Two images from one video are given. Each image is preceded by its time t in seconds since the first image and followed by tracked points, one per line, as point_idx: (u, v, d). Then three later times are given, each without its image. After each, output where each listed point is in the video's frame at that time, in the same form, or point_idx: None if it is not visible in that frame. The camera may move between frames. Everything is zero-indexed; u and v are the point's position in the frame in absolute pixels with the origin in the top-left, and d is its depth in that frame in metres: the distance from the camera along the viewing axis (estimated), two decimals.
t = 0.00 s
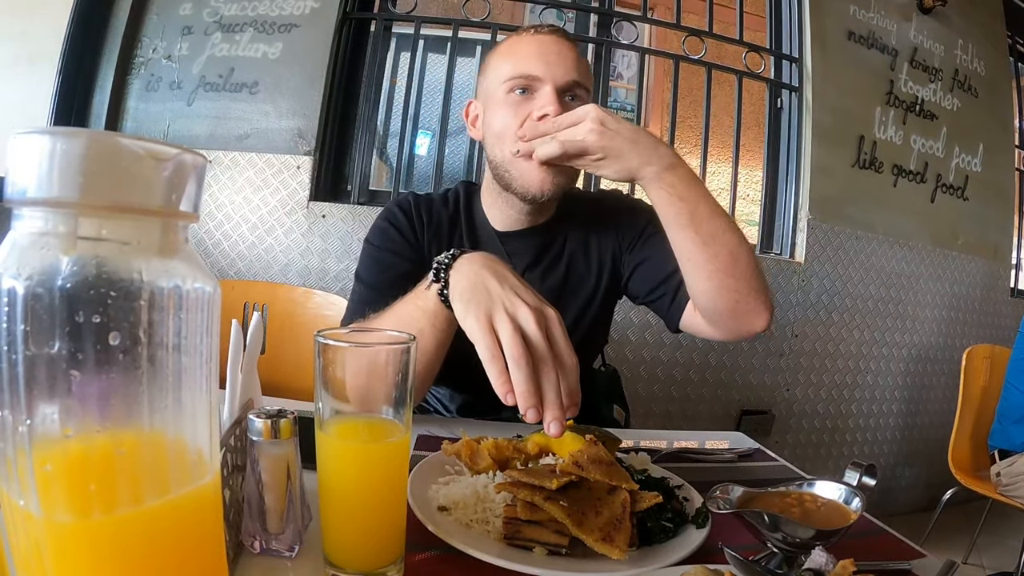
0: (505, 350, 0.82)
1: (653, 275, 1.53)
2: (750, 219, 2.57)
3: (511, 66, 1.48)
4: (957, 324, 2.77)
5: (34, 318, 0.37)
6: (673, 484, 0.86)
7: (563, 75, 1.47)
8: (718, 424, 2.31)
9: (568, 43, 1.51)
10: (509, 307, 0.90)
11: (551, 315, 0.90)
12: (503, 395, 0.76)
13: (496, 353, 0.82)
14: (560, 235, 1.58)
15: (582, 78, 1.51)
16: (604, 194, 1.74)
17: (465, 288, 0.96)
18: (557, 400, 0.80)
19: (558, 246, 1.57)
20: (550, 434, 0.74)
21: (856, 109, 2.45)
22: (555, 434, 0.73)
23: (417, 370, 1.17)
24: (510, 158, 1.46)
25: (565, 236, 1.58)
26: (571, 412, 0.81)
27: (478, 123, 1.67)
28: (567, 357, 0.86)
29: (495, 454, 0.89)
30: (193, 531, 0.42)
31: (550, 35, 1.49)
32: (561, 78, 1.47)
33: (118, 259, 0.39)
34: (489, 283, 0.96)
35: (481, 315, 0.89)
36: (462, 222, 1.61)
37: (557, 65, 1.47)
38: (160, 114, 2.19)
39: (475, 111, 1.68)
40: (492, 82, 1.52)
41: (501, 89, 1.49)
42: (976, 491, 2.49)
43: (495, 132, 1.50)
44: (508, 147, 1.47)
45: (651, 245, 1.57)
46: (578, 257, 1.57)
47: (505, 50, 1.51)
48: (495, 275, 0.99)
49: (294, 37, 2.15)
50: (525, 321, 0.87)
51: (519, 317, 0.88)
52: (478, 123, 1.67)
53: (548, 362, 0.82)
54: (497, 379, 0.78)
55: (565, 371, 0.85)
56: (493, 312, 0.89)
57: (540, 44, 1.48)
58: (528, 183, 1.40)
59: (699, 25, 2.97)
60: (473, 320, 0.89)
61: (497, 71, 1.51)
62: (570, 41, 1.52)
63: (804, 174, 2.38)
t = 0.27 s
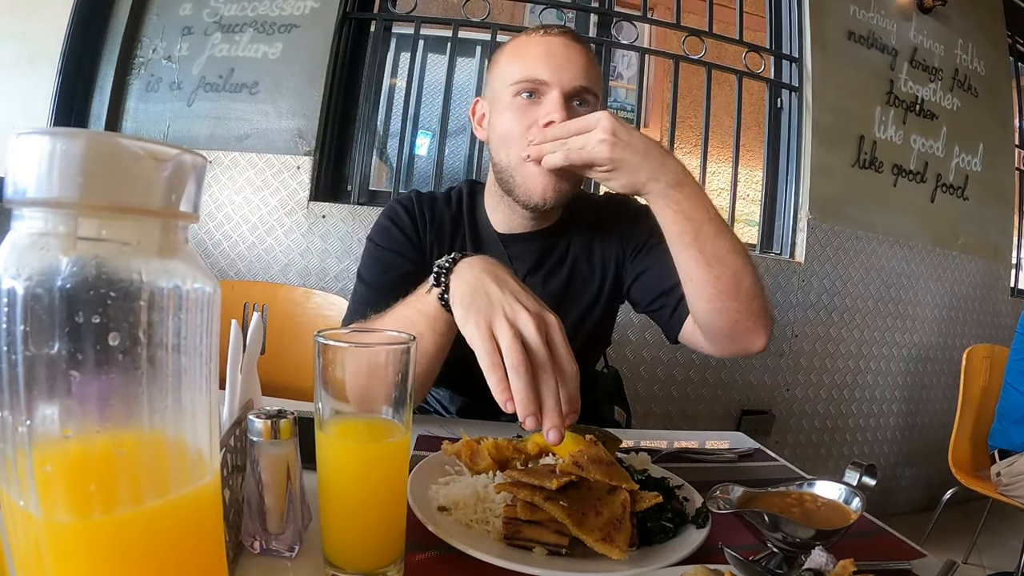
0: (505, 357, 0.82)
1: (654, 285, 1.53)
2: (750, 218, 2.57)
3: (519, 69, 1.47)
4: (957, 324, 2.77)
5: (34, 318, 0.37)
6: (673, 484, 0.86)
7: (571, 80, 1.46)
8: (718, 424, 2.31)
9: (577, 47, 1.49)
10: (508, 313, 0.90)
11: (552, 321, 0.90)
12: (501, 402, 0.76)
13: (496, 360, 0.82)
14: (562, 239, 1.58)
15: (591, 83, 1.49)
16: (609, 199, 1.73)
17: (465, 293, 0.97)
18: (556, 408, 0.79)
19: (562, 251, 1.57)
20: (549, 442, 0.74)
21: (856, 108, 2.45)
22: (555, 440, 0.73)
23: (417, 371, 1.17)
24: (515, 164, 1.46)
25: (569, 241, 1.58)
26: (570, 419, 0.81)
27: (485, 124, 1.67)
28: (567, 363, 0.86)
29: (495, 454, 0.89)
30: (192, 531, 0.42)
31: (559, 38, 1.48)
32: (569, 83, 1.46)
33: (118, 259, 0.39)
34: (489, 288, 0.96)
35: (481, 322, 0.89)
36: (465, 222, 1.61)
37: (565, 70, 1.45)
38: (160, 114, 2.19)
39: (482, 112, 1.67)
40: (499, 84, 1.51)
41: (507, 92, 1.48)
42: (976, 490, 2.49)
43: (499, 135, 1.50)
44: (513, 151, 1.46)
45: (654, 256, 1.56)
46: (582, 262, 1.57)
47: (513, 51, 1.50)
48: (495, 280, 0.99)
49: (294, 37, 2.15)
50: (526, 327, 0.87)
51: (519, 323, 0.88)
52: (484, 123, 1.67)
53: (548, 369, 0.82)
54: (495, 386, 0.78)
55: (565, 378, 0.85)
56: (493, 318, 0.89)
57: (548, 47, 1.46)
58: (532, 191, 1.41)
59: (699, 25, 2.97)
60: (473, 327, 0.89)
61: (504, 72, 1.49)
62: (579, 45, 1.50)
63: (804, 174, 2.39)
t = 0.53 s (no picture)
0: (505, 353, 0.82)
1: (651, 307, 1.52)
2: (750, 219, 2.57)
3: (527, 76, 1.45)
4: (957, 324, 2.77)
5: (34, 318, 0.37)
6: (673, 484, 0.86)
7: (578, 91, 1.44)
8: (718, 424, 2.31)
9: (586, 55, 1.46)
10: (508, 308, 0.90)
11: (552, 313, 0.90)
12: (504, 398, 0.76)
13: (497, 357, 0.82)
14: (569, 246, 1.58)
15: (599, 93, 1.46)
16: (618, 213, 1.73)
17: (463, 291, 0.96)
18: (560, 401, 0.79)
19: (568, 258, 1.57)
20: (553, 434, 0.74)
21: (856, 108, 2.45)
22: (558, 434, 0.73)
23: (416, 371, 1.17)
24: (518, 174, 1.47)
25: (575, 248, 1.59)
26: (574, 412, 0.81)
27: (491, 127, 1.67)
28: (569, 356, 0.86)
29: (495, 454, 0.89)
30: (192, 531, 0.42)
31: (568, 45, 1.46)
32: (576, 94, 1.44)
33: (118, 259, 0.38)
34: (487, 285, 0.96)
35: (481, 319, 0.89)
36: (471, 221, 1.62)
37: (573, 80, 1.43)
38: (160, 114, 2.19)
39: (489, 113, 1.67)
40: (506, 89, 1.50)
41: (514, 100, 1.47)
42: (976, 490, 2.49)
43: (505, 142, 1.50)
44: (518, 159, 1.47)
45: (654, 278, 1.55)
46: (586, 271, 1.57)
47: (520, 57, 1.48)
48: (493, 276, 0.98)
49: (294, 37, 2.15)
50: (526, 321, 0.87)
51: (519, 318, 0.88)
52: (491, 126, 1.67)
53: (550, 362, 0.82)
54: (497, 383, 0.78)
55: (568, 371, 0.85)
56: (492, 314, 0.89)
57: (556, 56, 1.44)
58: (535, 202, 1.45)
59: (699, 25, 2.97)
60: (473, 324, 0.89)
61: (512, 78, 1.48)
62: (589, 53, 1.47)
63: (803, 175, 2.39)
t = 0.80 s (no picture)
0: (505, 346, 0.82)
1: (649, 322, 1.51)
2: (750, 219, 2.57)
3: (531, 80, 1.45)
4: (957, 323, 2.77)
5: (34, 318, 0.37)
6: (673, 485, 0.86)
7: (582, 94, 1.44)
8: (718, 424, 2.31)
9: (590, 56, 1.45)
10: (506, 302, 0.90)
11: (550, 305, 0.90)
12: (505, 390, 0.75)
13: (496, 350, 0.82)
14: (575, 250, 1.59)
15: (604, 95, 1.46)
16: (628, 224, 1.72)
17: (460, 287, 0.96)
18: (562, 392, 0.79)
19: (574, 263, 1.58)
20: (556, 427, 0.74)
21: (856, 108, 2.45)
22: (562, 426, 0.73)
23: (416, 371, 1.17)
24: (525, 179, 1.48)
25: (581, 253, 1.59)
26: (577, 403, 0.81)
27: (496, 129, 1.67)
28: (568, 347, 0.86)
29: (495, 455, 0.88)
30: (192, 531, 0.42)
31: (572, 47, 1.45)
32: (581, 96, 1.44)
33: (118, 258, 0.39)
34: (483, 280, 0.95)
35: (479, 313, 0.88)
36: (476, 221, 1.62)
37: (577, 83, 1.43)
38: (160, 114, 2.19)
39: (494, 116, 1.68)
40: (510, 92, 1.50)
41: (518, 105, 1.47)
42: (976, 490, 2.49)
43: (510, 147, 1.50)
44: (523, 164, 1.47)
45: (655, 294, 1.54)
46: (590, 278, 1.57)
47: (524, 61, 1.47)
48: (489, 272, 0.98)
49: (293, 37, 2.15)
50: (524, 314, 0.87)
51: (518, 311, 0.88)
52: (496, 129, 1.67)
53: (551, 353, 0.82)
54: (498, 375, 0.78)
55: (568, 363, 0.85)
56: (490, 309, 0.89)
57: (560, 59, 1.44)
58: (543, 207, 1.47)
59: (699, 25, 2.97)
60: (471, 319, 0.88)
61: (516, 81, 1.48)
62: (593, 54, 1.46)
63: (803, 175, 2.39)
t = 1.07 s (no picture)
0: (508, 351, 0.82)
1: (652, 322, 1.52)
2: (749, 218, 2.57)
3: (537, 82, 1.45)
4: (957, 323, 2.77)
5: (33, 318, 0.37)
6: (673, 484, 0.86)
7: (589, 96, 1.44)
8: (718, 424, 2.31)
9: (595, 59, 1.46)
10: (509, 306, 0.90)
11: (553, 309, 0.90)
12: (508, 395, 0.75)
13: (499, 355, 0.82)
14: (579, 252, 1.60)
15: (609, 97, 1.46)
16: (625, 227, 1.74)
17: (462, 291, 0.96)
18: (564, 397, 0.79)
19: (577, 265, 1.58)
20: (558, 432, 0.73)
21: (855, 108, 2.45)
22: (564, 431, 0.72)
23: (416, 370, 1.17)
24: (532, 180, 1.47)
25: (584, 255, 1.60)
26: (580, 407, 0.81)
27: (499, 131, 1.67)
28: (572, 352, 0.86)
29: (494, 454, 0.88)
30: (191, 532, 0.42)
31: (578, 51, 1.45)
32: (587, 99, 1.44)
33: (117, 258, 0.39)
34: (486, 284, 0.95)
35: (482, 318, 0.88)
36: (480, 222, 1.62)
37: (584, 86, 1.43)
38: (159, 114, 2.18)
39: (497, 118, 1.67)
40: (516, 95, 1.49)
41: (524, 107, 1.47)
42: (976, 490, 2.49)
43: (516, 149, 1.50)
44: (529, 165, 1.47)
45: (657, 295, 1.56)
46: (594, 279, 1.58)
47: (530, 63, 1.47)
48: (492, 275, 0.98)
49: (293, 36, 2.15)
50: (527, 319, 0.87)
51: (521, 316, 0.88)
52: (499, 131, 1.67)
53: (553, 358, 0.82)
54: (501, 380, 0.77)
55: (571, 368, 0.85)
56: (493, 313, 0.89)
57: (566, 62, 1.44)
58: (551, 208, 1.46)
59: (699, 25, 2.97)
60: (474, 323, 0.89)
61: (521, 83, 1.48)
62: (597, 56, 1.47)
63: (803, 174, 2.39)
